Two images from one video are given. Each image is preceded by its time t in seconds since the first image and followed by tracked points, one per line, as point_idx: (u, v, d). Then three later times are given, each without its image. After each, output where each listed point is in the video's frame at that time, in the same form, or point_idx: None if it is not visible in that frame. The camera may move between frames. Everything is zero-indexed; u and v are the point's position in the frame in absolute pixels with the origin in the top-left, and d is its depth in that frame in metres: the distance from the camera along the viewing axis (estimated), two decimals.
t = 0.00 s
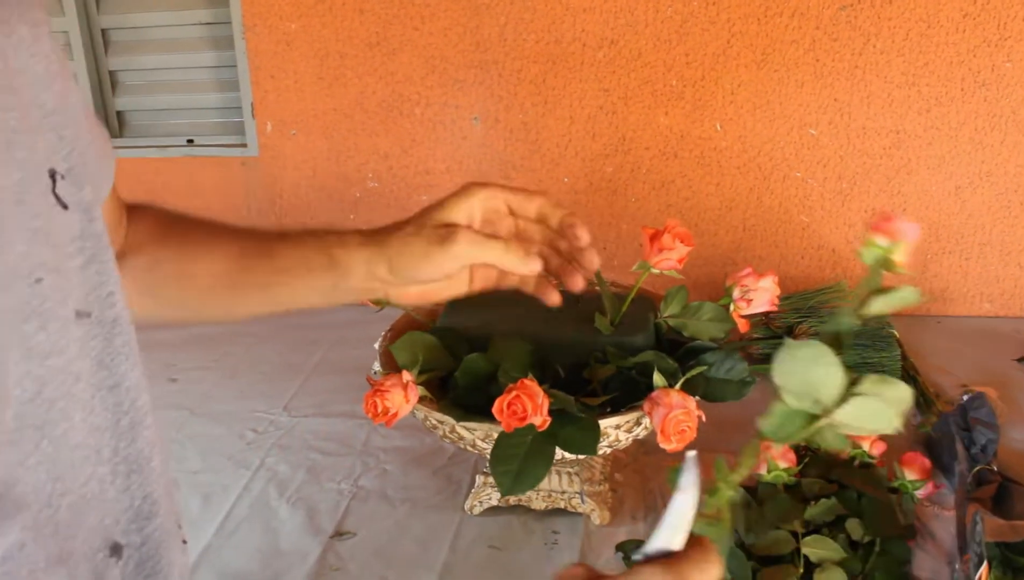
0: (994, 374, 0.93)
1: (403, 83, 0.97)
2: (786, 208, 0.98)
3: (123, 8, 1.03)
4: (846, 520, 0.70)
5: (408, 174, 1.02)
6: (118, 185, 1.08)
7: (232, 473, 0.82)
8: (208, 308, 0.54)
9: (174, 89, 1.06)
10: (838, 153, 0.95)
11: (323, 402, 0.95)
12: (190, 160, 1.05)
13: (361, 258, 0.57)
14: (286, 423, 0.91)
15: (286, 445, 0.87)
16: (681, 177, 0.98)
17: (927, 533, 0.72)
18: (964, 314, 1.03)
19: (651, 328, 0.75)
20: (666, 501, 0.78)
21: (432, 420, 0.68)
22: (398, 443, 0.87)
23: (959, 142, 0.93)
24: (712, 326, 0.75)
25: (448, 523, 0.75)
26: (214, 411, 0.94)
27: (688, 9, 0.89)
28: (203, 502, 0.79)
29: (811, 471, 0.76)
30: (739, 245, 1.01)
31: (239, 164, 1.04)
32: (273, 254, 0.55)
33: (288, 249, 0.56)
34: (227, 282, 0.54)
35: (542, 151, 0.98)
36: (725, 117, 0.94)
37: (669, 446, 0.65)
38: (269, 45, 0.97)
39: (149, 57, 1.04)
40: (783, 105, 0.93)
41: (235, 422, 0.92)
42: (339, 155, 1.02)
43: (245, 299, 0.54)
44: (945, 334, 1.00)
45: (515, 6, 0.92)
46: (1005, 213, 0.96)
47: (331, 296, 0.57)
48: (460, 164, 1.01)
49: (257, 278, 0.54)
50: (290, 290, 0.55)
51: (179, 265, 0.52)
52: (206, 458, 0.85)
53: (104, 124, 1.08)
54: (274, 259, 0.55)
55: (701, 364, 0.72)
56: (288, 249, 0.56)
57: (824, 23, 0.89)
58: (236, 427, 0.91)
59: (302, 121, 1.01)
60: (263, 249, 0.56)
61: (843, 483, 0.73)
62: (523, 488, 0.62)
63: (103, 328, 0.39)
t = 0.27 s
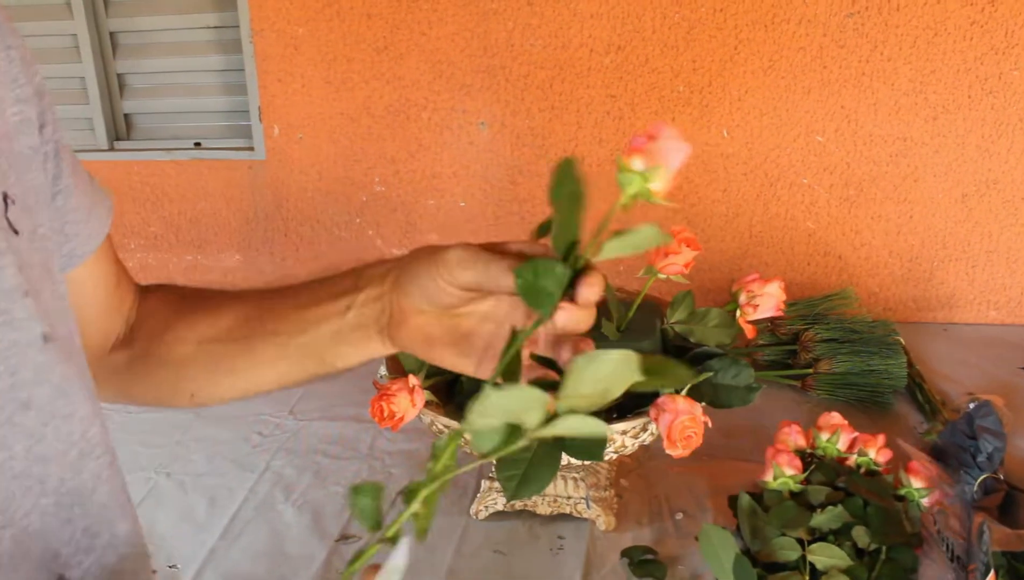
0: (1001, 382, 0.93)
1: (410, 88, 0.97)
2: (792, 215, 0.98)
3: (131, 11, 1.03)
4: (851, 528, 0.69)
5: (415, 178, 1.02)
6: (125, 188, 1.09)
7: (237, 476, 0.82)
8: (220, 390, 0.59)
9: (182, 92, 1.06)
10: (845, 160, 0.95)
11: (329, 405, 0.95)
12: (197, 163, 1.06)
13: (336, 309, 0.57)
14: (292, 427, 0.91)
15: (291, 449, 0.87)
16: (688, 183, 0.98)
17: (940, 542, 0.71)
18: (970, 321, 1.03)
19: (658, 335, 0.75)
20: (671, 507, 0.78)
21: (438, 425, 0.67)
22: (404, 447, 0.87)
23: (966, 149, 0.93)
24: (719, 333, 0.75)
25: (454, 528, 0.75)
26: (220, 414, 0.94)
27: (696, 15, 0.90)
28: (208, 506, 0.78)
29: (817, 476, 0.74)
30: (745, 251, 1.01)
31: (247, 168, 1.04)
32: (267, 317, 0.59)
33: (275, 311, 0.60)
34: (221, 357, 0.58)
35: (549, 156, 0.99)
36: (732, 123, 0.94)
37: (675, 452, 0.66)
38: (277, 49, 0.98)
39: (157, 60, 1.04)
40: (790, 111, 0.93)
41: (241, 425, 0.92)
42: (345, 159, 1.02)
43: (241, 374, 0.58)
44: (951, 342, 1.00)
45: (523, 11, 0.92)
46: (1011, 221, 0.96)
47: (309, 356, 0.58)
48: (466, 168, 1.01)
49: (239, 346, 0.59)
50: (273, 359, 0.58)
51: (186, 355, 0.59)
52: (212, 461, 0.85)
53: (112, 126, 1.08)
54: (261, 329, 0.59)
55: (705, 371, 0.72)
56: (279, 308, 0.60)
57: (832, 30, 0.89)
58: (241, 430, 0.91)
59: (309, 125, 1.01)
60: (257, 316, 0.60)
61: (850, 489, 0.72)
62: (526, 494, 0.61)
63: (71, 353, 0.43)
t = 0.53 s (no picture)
0: (1008, 384, 0.93)
1: (416, 88, 0.98)
2: (798, 216, 0.98)
3: (138, 12, 1.03)
4: (858, 530, 0.69)
5: (421, 178, 1.02)
6: (131, 188, 1.09)
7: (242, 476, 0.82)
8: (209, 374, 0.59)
9: (189, 93, 1.06)
10: (852, 162, 0.95)
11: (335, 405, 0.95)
12: (204, 163, 1.06)
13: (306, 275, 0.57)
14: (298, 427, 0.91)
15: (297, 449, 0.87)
16: (693, 184, 0.98)
17: (935, 550, 0.70)
18: (977, 323, 1.03)
19: (664, 336, 0.74)
20: (677, 508, 0.78)
21: (445, 426, 0.68)
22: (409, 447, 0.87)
23: (973, 151, 0.93)
24: (725, 334, 0.75)
25: (460, 528, 0.75)
26: (226, 415, 0.94)
27: (702, 16, 0.89)
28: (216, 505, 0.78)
29: (824, 478, 0.74)
30: (751, 252, 1.01)
31: (253, 168, 1.04)
32: (238, 292, 0.59)
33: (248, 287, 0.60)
34: (199, 338, 0.58)
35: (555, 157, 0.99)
36: (738, 124, 0.94)
37: (681, 454, 0.65)
38: (284, 49, 0.98)
39: (164, 60, 1.05)
40: (797, 112, 0.93)
41: (247, 425, 0.92)
42: (352, 159, 1.02)
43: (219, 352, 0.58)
44: (958, 344, 1.00)
45: (529, 12, 0.92)
46: (1018, 223, 0.96)
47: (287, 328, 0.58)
48: (472, 169, 1.01)
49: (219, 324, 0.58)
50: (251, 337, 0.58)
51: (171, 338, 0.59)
52: (218, 461, 0.85)
53: (119, 127, 1.09)
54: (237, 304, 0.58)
55: (712, 372, 0.72)
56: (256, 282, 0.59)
57: (839, 31, 0.89)
58: (247, 430, 0.91)
59: (315, 126, 1.01)
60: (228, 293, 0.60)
61: (856, 491, 0.72)
62: (534, 495, 0.61)
63: (31, 364, 0.45)
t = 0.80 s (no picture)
0: (1009, 384, 0.93)
1: (418, 88, 0.98)
2: (800, 216, 0.98)
3: (140, 12, 1.03)
4: (860, 529, 0.69)
5: (423, 178, 1.02)
6: (133, 187, 1.09)
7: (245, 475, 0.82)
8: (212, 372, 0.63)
9: (191, 93, 1.06)
10: (853, 162, 0.95)
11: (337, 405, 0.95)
12: (206, 163, 1.06)
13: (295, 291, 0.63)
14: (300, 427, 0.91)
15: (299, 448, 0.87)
16: (695, 184, 0.98)
17: (938, 548, 0.70)
18: (978, 323, 1.03)
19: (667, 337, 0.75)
20: (679, 508, 0.78)
21: (447, 426, 0.68)
22: (411, 446, 0.87)
23: (975, 151, 0.93)
24: (726, 334, 0.75)
25: (462, 528, 0.75)
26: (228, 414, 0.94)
27: (704, 16, 0.90)
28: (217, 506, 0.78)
29: (826, 478, 0.75)
30: (753, 252, 1.01)
31: (255, 168, 1.04)
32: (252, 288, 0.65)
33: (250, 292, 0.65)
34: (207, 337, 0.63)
35: (557, 157, 0.99)
36: (740, 124, 0.94)
37: (685, 453, 0.65)
38: (286, 49, 0.98)
39: (166, 60, 1.05)
40: (799, 113, 0.93)
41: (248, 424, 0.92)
42: (354, 159, 1.02)
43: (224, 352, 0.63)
44: (959, 344, 1.00)
45: (531, 12, 0.92)
46: (1020, 223, 0.96)
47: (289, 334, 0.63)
48: (474, 169, 1.01)
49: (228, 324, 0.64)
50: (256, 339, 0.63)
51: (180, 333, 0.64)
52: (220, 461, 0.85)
53: (122, 127, 1.09)
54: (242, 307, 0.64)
55: (715, 371, 0.72)
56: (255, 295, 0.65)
57: (841, 32, 0.89)
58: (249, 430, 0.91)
59: (318, 126, 1.01)
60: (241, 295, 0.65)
61: (858, 490, 0.72)
62: (536, 491, 0.61)
63: None
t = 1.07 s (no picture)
0: (1009, 380, 0.93)
1: (418, 84, 0.98)
2: (800, 213, 0.98)
3: (140, 8, 1.03)
4: (859, 524, 0.69)
5: (423, 174, 1.02)
6: (133, 183, 1.09)
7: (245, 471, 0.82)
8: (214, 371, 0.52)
9: (191, 89, 1.06)
10: (853, 158, 0.95)
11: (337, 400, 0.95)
12: (206, 158, 1.06)
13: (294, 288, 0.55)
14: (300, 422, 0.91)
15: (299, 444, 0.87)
16: (695, 180, 0.98)
17: (937, 543, 0.70)
18: (978, 320, 1.03)
19: (666, 332, 0.75)
20: (679, 503, 0.78)
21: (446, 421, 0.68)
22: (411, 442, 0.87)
23: (975, 147, 0.93)
24: (726, 329, 0.76)
25: (462, 523, 0.76)
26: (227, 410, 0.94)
27: (704, 12, 0.90)
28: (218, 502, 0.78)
29: (825, 472, 0.75)
30: (753, 248, 1.01)
31: (255, 164, 1.04)
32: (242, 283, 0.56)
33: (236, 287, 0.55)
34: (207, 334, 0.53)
35: (557, 153, 0.99)
36: (740, 120, 0.94)
37: (685, 449, 0.65)
38: (286, 45, 0.98)
39: (166, 56, 1.05)
40: (799, 108, 0.93)
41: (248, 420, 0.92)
42: (354, 155, 1.02)
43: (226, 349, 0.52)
44: (959, 340, 1.00)
45: (532, 8, 0.92)
46: (1020, 219, 0.96)
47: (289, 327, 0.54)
48: (474, 165, 1.01)
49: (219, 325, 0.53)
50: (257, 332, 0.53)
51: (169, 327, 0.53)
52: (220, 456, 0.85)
53: (121, 123, 1.09)
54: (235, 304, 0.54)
55: (714, 367, 0.72)
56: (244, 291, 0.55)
57: (841, 27, 0.89)
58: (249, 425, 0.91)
59: (318, 121, 1.01)
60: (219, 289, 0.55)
61: (857, 486, 0.72)
62: (537, 487, 0.61)
63: None
